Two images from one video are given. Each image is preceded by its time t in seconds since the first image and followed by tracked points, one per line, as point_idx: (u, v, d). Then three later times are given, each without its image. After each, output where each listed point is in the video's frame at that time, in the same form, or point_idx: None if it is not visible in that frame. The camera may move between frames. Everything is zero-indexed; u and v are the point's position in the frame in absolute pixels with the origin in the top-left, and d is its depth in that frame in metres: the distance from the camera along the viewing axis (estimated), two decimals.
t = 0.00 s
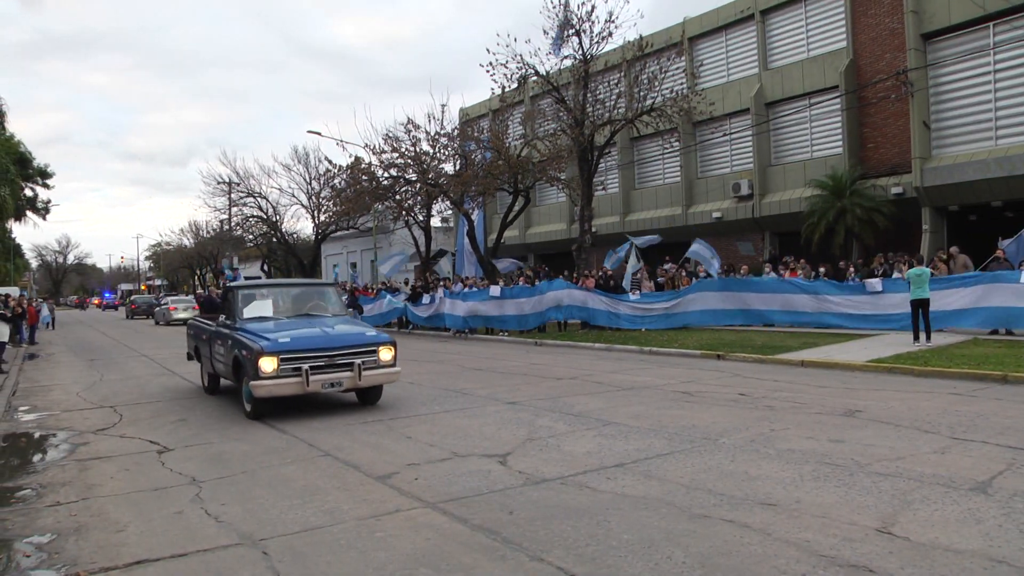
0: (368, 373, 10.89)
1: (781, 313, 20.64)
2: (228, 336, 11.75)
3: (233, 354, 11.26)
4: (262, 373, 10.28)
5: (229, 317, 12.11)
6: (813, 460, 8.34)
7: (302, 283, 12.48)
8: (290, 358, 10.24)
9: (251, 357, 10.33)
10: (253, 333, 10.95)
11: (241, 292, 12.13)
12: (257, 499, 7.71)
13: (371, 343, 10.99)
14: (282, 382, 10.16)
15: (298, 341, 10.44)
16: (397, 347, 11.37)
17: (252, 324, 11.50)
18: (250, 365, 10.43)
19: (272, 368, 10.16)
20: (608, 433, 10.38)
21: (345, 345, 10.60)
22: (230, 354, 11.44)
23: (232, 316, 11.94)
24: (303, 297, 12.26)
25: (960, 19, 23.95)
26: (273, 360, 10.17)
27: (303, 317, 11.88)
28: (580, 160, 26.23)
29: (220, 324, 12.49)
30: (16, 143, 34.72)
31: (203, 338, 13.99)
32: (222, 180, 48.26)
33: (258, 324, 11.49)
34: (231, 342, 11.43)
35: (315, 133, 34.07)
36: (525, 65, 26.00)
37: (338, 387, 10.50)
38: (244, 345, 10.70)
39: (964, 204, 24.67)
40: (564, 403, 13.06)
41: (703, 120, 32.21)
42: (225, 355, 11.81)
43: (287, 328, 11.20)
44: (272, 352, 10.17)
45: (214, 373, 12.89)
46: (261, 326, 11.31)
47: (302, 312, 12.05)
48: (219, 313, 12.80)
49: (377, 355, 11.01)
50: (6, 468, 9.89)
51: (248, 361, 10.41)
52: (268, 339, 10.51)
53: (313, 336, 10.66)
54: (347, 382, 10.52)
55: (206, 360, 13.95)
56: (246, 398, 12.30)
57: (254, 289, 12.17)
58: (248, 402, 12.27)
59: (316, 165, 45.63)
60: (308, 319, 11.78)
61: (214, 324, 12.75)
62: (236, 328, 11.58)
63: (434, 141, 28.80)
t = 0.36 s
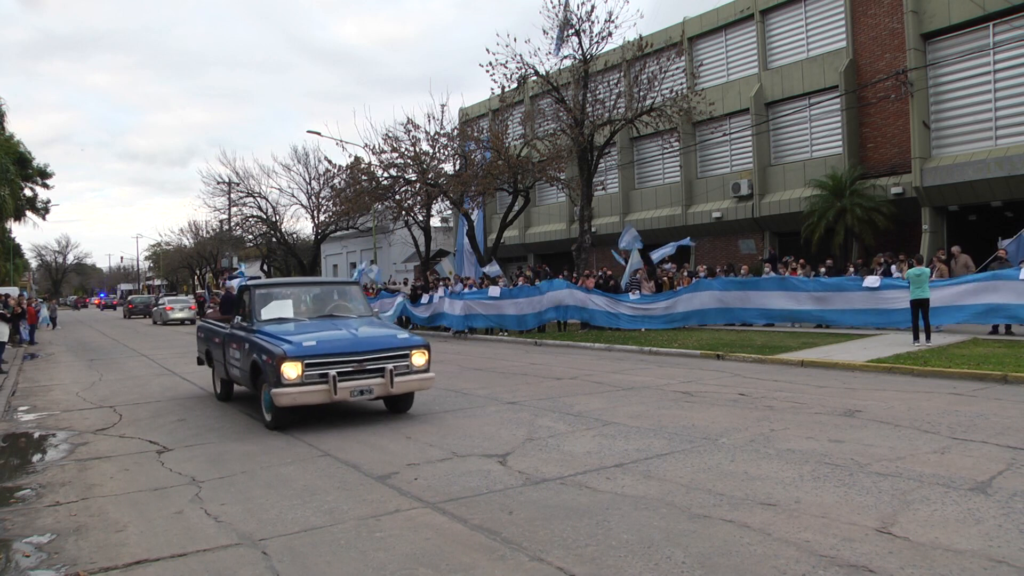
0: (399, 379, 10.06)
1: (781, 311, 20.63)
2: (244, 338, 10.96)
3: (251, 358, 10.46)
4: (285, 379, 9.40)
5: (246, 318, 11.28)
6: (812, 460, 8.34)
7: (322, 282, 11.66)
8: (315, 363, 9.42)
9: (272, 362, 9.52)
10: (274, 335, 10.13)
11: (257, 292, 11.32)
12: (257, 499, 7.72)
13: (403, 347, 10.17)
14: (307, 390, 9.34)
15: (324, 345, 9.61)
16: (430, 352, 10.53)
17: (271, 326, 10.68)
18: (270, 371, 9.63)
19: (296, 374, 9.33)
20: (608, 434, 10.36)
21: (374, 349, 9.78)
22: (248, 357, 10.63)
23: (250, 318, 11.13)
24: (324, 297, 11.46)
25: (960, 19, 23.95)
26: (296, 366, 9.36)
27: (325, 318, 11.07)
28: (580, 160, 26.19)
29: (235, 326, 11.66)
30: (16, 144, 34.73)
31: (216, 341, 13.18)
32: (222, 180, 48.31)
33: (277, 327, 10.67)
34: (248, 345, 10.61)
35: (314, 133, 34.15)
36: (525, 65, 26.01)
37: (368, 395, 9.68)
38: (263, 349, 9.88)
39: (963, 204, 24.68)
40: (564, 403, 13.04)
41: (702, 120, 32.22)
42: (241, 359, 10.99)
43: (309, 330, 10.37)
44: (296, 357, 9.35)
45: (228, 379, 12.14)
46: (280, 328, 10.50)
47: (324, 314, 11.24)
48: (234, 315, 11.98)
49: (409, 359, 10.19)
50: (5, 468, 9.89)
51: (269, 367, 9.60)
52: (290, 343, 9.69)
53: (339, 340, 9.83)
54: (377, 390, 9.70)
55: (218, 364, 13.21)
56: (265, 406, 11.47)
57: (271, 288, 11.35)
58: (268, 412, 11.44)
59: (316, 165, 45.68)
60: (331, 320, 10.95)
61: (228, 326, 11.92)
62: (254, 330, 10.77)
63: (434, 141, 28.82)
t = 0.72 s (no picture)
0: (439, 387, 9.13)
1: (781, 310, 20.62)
2: (266, 342, 10.03)
3: (273, 363, 9.54)
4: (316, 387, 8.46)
5: (267, 319, 10.34)
6: (811, 460, 8.34)
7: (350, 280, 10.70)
8: (347, 369, 8.49)
9: (299, 368, 8.57)
10: (300, 337, 9.17)
11: (280, 291, 10.37)
12: (257, 499, 7.72)
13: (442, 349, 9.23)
14: (340, 400, 8.40)
15: (357, 348, 8.66)
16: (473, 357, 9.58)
17: (296, 327, 9.73)
18: (296, 378, 8.69)
19: (327, 381, 8.41)
20: (608, 434, 10.34)
21: (412, 352, 8.84)
22: (272, 362, 9.74)
23: (272, 319, 10.18)
24: (352, 295, 10.51)
25: (960, 19, 23.94)
26: (327, 371, 8.43)
27: (355, 320, 10.12)
28: (580, 160, 26.16)
29: (255, 327, 10.72)
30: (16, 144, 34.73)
31: (231, 345, 12.27)
32: (222, 179, 48.34)
33: (302, 328, 9.73)
34: (271, 348, 9.71)
35: (314, 133, 34.22)
36: (525, 65, 26.03)
37: (406, 404, 8.75)
38: (288, 352, 8.94)
39: (963, 204, 24.69)
40: (564, 403, 13.02)
41: (702, 120, 32.20)
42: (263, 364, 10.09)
43: (338, 331, 9.43)
44: (326, 362, 8.41)
45: (246, 386, 11.24)
46: (305, 330, 9.56)
47: (351, 315, 10.30)
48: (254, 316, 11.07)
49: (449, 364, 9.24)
50: (5, 468, 9.89)
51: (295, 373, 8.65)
52: (319, 346, 8.73)
53: (373, 341, 8.87)
54: (416, 399, 8.78)
55: (234, 370, 12.36)
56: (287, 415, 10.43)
57: (295, 287, 10.40)
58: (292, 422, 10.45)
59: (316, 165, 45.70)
60: (361, 322, 10.00)
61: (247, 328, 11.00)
62: (278, 332, 9.85)
63: (434, 141, 28.84)
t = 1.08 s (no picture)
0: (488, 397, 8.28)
1: (783, 310, 20.59)
2: (292, 345, 9.15)
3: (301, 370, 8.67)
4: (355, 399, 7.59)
5: (293, 321, 9.42)
6: (811, 459, 8.34)
7: (384, 277, 9.83)
8: (389, 378, 7.60)
9: (335, 376, 7.66)
10: (333, 342, 8.26)
11: (310, 289, 9.46)
12: (258, 499, 7.72)
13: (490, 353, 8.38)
14: (381, 412, 7.52)
15: (398, 353, 7.78)
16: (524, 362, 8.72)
17: (326, 330, 8.83)
18: (331, 388, 7.78)
19: (366, 392, 7.53)
20: (608, 434, 10.33)
21: (460, 359, 7.97)
22: (299, 369, 8.83)
23: (299, 320, 9.25)
24: (386, 294, 9.64)
25: (960, 19, 23.94)
26: (367, 380, 7.55)
27: (389, 322, 9.25)
28: (581, 160, 26.11)
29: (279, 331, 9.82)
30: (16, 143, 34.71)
31: (251, 349, 11.38)
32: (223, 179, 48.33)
33: (333, 331, 8.86)
34: (299, 354, 8.79)
35: (315, 133, 34.22)
36: (525, 65, 26.03)
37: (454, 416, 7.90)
38: (320, 359, 8.06)
39: (964, 204, 24.69)
40: (565, 403, 12.99)
41: (702, 120, 32.19)
42: (290, 371, 9.18)
43: (374, 334, 8.55)
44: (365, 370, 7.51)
45: (268, 394, 10.40)
46: (336, 333, 8.69)
47: (386, 316, 9.42)
48: (276, 317, 10.16)
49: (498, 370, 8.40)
50: (5, 468, 9.88)
51: (330, 382, 7.75)
52: (355, 352, 7.82)
53: (416, 346, 7.99)
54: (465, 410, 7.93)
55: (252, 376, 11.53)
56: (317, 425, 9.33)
57: (325, 285, 9.50)
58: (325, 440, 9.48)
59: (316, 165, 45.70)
60: (397, 325, 9.13)
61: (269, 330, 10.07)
62: (305, 336, 8.93)
63: (434, 141, 28.85)
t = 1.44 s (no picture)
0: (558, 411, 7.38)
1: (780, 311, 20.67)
2: (327, 352, 8.27)
3: (341, 380, 7.81)
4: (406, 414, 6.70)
5: (328, 323, 8.57)
6: (811, 460, 8.34)
7: (425, 274, 9.04)
8: (445, 390, 6.73)
9: (383, 389, 6.78)
10: (376, 349, 7.39)
11: (347, 289, 8.67)
12: (257, 498, 7.72)
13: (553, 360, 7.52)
14: (437, 430, 6.66)
15: (455, 361, 6.91)
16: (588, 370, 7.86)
17: (366, 334, 7.97)
18: (378, 401, 6.90)
19: (419, 406, 6.66)
20: (607, 434, 10.31)
21: (523, 367, 7.12)
22: (338, 377, 7.97)
23: (336, 323, 8.41)
24: (430, 292, 8.86)
25: (960, 19, 23.93)
26: (420, 393, 6.69)
27: (435, 324, 8.46)
28: (580, 160, 26.08)
29: (312, 336, 8.93)
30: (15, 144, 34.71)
31: (276, 354, 10.48)
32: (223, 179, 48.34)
33: (374, 335, 7.98)
34: (337, 360, 7.94)
35: (315, 133, 34.20)
36: (525, 65, 26.01)
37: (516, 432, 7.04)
38: (365, 368, 7.18)
39: (963, 204, 24.70)
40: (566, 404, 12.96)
41: (703, 120, 32.18)
42: (326, 378, 8.30)
43: (422, 339, 7.69)
44: (420, 382, 6.64)
45: (297, 405, 9.55)
46: (379, 338, 7.83)
47: (429, 318, 8.60)
48: (308, 319, 9.28)
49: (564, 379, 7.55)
50: (5, 468, 9.89)
51: (378, 395, 6.87)
52: (405, 360, 6.94)
53: (473, 353, 7.12)
54: (528, 425, 7.09)
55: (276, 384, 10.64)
56: (358, 444, 8.09)
57: (363, 285, 8.68)
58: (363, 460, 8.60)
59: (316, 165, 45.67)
60: (443, 328, 8.31)
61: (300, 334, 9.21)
62: (345, 340, 8.07)
63: (434, 141, 28.85)
